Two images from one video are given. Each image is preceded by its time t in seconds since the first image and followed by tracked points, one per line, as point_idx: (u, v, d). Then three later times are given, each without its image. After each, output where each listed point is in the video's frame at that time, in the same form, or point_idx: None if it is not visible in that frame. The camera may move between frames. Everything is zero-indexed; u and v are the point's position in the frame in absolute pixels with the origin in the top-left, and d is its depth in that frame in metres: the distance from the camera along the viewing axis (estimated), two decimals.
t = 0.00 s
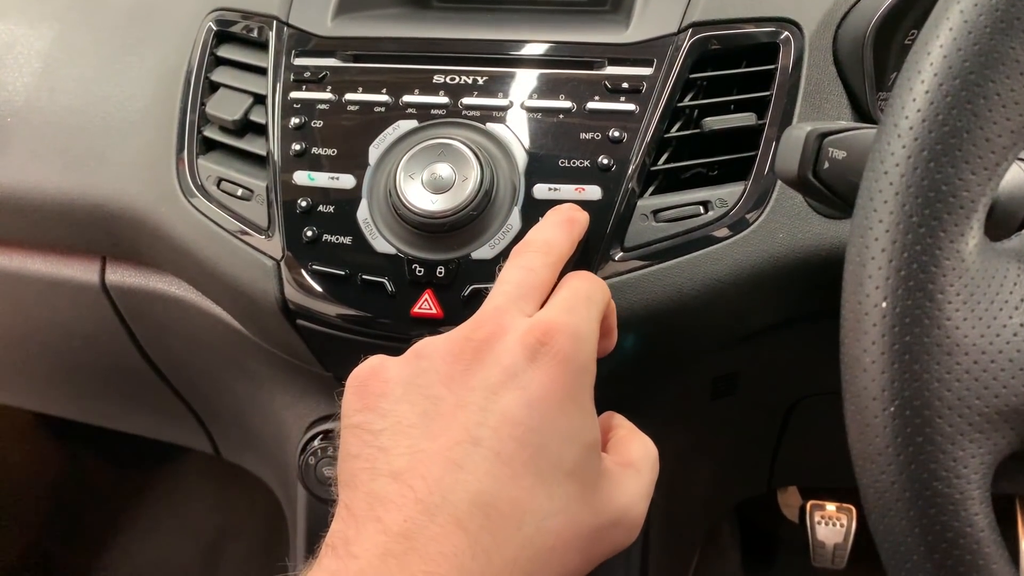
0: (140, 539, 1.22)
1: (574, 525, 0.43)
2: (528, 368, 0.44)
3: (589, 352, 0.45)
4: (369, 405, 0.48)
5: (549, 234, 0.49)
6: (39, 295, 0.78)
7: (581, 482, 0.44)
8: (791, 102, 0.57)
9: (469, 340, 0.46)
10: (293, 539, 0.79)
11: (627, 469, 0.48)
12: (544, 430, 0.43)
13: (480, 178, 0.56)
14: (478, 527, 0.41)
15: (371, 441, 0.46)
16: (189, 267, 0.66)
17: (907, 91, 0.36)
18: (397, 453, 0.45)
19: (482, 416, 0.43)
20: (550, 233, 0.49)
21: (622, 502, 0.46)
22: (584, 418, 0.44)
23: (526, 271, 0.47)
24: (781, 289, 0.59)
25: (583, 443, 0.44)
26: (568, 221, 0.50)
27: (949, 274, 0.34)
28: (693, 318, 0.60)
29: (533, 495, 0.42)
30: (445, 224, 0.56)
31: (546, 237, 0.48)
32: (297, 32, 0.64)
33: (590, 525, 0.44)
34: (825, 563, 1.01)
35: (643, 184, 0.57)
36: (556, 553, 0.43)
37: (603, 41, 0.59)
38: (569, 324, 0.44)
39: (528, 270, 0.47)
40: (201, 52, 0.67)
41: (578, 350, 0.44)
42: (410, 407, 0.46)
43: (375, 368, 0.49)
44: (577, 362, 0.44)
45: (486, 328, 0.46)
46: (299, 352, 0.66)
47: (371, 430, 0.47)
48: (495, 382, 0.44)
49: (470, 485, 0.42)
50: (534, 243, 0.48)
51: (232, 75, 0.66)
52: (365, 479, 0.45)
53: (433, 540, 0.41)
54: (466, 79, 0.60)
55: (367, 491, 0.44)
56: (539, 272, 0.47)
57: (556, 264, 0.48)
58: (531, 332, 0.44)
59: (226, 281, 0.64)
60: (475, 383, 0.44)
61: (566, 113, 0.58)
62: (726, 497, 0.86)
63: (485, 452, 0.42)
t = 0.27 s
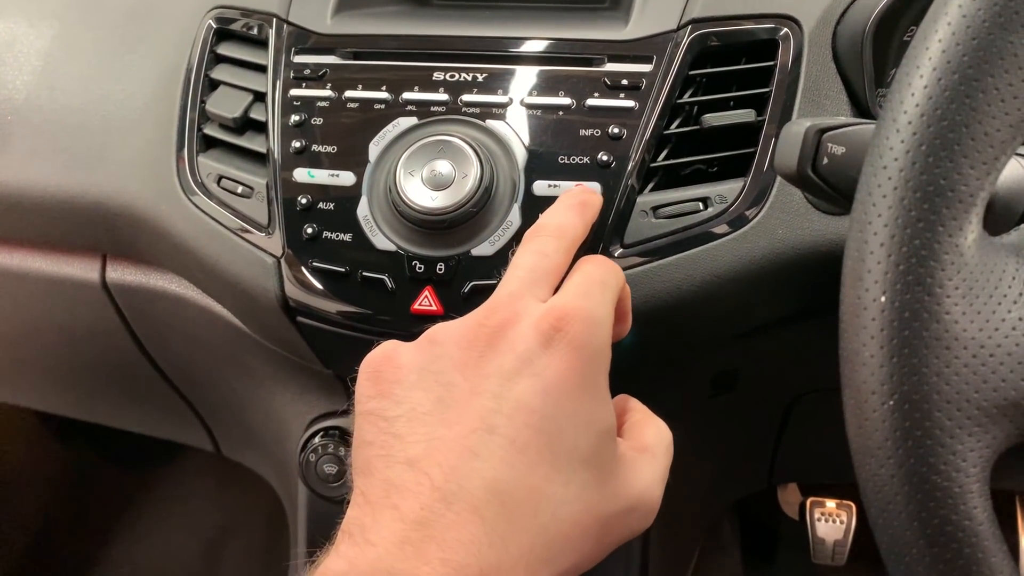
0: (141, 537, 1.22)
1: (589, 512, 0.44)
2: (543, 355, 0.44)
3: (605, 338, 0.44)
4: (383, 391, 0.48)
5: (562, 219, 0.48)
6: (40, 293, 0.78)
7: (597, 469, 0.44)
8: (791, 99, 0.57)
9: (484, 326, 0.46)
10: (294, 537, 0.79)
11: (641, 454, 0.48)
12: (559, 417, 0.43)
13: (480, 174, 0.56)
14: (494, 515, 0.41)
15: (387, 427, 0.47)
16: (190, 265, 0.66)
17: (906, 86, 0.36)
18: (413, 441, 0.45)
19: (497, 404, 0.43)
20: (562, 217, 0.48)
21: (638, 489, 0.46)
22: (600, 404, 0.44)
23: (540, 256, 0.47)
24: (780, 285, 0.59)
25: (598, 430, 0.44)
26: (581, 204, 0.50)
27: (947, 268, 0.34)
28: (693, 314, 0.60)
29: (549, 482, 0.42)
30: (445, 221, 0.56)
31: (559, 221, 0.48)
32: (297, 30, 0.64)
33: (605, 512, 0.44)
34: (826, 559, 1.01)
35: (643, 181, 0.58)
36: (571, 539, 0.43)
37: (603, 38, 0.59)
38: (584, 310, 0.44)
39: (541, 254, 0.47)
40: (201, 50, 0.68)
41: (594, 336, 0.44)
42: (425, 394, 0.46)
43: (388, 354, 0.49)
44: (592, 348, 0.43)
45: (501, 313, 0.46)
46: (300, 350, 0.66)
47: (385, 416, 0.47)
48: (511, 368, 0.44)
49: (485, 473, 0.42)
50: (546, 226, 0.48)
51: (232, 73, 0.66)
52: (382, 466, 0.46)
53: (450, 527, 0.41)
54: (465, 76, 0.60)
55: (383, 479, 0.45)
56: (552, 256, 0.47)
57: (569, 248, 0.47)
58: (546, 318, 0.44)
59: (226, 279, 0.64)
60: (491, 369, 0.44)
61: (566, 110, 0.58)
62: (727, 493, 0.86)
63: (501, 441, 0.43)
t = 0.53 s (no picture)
0: (141, 538, 1.22)
1: (596, 511, 0.44)
2: (550, 357, 0.44)
3: (609, 340, 0.44)
4: (392, 393, 0.48)
5: (568, 226, 0.48)
6: (38, 295, 0.78)
7: (604, 469, 0.44)
8: (787, 99, 0.57)
9: (492, 330, 0.46)
10: (294, 537, 0.79)
11: (647, 455, 0.48)
12: (567, 418, 0.43)
13: (477, 176, 0.56)
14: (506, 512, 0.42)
15: (395, 428, 0.47)
16: (188, 267, 0.66)
17: (900, 87, 0.36)
18: (422, 441, 0.45)
19: (506, 405, 0.44)
20: (570, 223, 0.48)
21: (643, 490, 0.46)
22: (606, 405, 0.44)
23: (546, 261, 0.47)
24: (777, 285, 0.59)
25: (605, 431, 0.44)
26: (587, 210, 0.50)
27: (941, 268, 0.34)
28: (690, 314, 0.60)
29: (557, 481, 0.43)
30: (442, 222, 0.56)
31: (566, 228, 0.48)
32: (294, 31, 0.64)
33: (611, 512, 0.45)
34: (825, 559, 1.01)
35: (639, 181, 0.58)
36: (578, 538, 0.44)
37: (600, 38, 0.59)
38: (589, 313, 0.44)
39: (548, 261, 0.47)
40: (198, 52, 0.68)
41: (599, 339, 0.44)
42: (435, 396, 0.46)
43: (397, 356, 0.49)
44: (598, 350, 0.44)
45: (508, 318, 0.46)
46: (297, 351, 0.66)
47: (395, 417, 0.47)
48: (518, 370, 0.44)
49: (494, 472, 0.42)
50: (553, 232, 0.48)
51: (229, 74, 0.66)
52: (392, 467, 0.46)
53: (461, 526, 0.42)
54: (462, 77, 0.60)
55: (393, 479, 0.45)
56: (558, 262, 0.47)
57: (575, 254, 0.47)
58: (552, 321, 0.44)
59: (224, 280, 0.64)
60: (498, 372, 0.45)
61: (562, 111, 0.58)
62: (725, 493, 0.86)
63: (511, 440, 0.43)
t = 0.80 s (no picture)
0: (139, 538, 1.22)
1: (582, 507, 0.44)
2: (533, 353, 0.44)
3: (592, 337, 0.45)
4: (376, 392, 0.47)
5: (554, 222, 0.48)
6: (36, 295, 0.78)
7: (589, 464, 0.44)
8: (786, 97, 0.57)
9: (475, 328, 0.45)
10: (291, 537, 0.79)
11: (632, 450, 0.48)
12: (552, 414, 0.43)
13: (475, 175, 0.56)
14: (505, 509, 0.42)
15: (379, 427, 0.46)
16: (185, 266, 0.66)
17: (898, 84, 0.36)
18: (405, 440, 0.45)
19: (489, 402, 0.43)
20: (556, 220, 0.48)
21: (628, 485, 0.46)
22: (591, 400, 0.44)
23: (531, 258, 0.46)
24: (774, 283, 0.59)
25: (590, 426, 0.44)
26: (574, 208, 0.49)
27: (940, 266, 0.34)
28: (689, 313, 0.60)
29: (543, 478, 0.43)
30: (440, 221, 0.56)
31: (552, 225, 0.47)
32: (292, 31, 0.64)
33: (597, 507, 0.45)
34: (824, 556, 1.02)
35: (638, 180, 0.57)
36: (565, 534, 0.44)
37: (598, 37, 0.59)
38: (573, 310, 0.44)
39: (533, 257, 0.46)
40: (195, 51, 0.67)
41: (583, 336, 0.44)
42: (418, 394, 0.46)
43: (379, 356, 0.48)
44: (582, 347, 0.44)
45: (491, 315, 0.45)
46: (295, 351, 0.66)
47: (378, 416, 0.47)
48: (501, 367, 0.44)
49: (478, 470, 0.42)
50: (539, 229, 0.48)
51: (227, 74, 0.65)
52: (375, 466, 0.45)
53: (445, 524, 0.42)
54: (460, 76, 0.60)
55: (377, 478, 0.45)
56: (543, 259, 0.46)
57: (559, 251, 0.47)
58: (535, 318, 0.44)
59: (221, 280, 0.64)
60: (481, 369, 0.44)
61: (560, 110, 0.58)
62: (724, 492, 0.86)
63: (495, 438, 0.43)
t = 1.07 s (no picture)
0: (138, 540, 1.22)
1: (581, 508, 0.44)
2: (529, 356, 0.44)
3: (588, 337, 0.45)
4: (371, 398, 0.47)
5: (547, 223, 0.48)
6: (35, 296, 0.77)
7: (587, 465, 0.44)
8: (784, 97, 0.57)
9: (469, 331, 0.45)
10: (290, 539, 0.79)
11: (630, 450, 0.48)
12: (549, 417, 0.43)
13: (472, 175, 0.56)
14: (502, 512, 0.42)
15: (376, 432, 0.46)
16: (183, 267, 0.66)
17: (895, 84, 0.36)
18: (403, 445, 0.45)
19: (486, 406, 0.43)
20: (548, 221, 0.48)
21: (624, 483, 0.47)
22: (586, 402, 0.44)
23: (524, 260, 0.47)
24: (772, 284, 0.59)
25: (586, 427, 0.44)
26: (566, 209, 0.50)
27: (937, 267, 0.34)
28: (687, 313, 0.60)
29: (540, 481, 0.43)
30: (438, 222, 0.56)
31: (544, 226, 0.48)
32: (289, 31, 0.64)
33: (595, 507, 0.45)
34: (824, 556, 1.02)
35: (635, 180, 0.57)
36: (564, 536, 0.44)
37: (595, 36, 0.59)
38: (567, 311, 0.44)
39: (527, 259, 0.47)
40: (193, 52, 0.67)
41: (578, 337, 0.44)
42: (414, 399, 0.46)
43: (374, 362, 0.48)
44: (577, 349, 0.44)
45: (485, 318, 0.45)
46: (294, 352, 0.66)
47: (374, 422, 0.47)
48: (496, 371, 0.44)
49: (477, 474, 0.42)
50: (531, 230, 0.48)
51: (225, 75, 0.65)
52: (373, 473, 0.45)
53: (442, 529, 0.41)
54: (457, 76, 0.60)
55: (375, 484, 0.45)
56: (537, 261, 0.47)
57: (552, 252, 0.47)
58: (530, 320, 0.44)
59: (219, 281, 0.64)
60: (477, 372, 0.44)
61: (558, 110, 0.58)
62: (723, 492, 0.86)
63: (491, 441, 0.43)
